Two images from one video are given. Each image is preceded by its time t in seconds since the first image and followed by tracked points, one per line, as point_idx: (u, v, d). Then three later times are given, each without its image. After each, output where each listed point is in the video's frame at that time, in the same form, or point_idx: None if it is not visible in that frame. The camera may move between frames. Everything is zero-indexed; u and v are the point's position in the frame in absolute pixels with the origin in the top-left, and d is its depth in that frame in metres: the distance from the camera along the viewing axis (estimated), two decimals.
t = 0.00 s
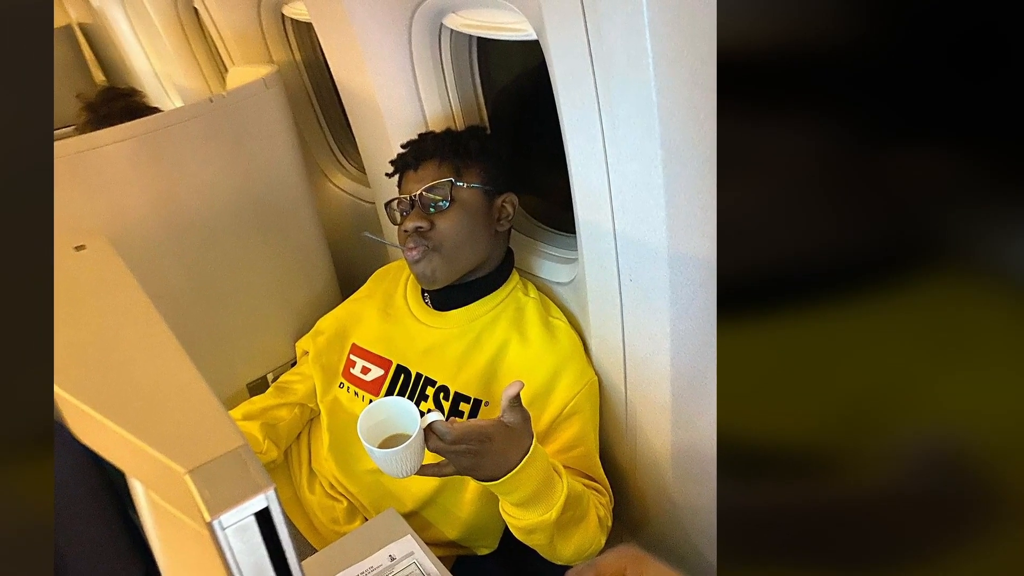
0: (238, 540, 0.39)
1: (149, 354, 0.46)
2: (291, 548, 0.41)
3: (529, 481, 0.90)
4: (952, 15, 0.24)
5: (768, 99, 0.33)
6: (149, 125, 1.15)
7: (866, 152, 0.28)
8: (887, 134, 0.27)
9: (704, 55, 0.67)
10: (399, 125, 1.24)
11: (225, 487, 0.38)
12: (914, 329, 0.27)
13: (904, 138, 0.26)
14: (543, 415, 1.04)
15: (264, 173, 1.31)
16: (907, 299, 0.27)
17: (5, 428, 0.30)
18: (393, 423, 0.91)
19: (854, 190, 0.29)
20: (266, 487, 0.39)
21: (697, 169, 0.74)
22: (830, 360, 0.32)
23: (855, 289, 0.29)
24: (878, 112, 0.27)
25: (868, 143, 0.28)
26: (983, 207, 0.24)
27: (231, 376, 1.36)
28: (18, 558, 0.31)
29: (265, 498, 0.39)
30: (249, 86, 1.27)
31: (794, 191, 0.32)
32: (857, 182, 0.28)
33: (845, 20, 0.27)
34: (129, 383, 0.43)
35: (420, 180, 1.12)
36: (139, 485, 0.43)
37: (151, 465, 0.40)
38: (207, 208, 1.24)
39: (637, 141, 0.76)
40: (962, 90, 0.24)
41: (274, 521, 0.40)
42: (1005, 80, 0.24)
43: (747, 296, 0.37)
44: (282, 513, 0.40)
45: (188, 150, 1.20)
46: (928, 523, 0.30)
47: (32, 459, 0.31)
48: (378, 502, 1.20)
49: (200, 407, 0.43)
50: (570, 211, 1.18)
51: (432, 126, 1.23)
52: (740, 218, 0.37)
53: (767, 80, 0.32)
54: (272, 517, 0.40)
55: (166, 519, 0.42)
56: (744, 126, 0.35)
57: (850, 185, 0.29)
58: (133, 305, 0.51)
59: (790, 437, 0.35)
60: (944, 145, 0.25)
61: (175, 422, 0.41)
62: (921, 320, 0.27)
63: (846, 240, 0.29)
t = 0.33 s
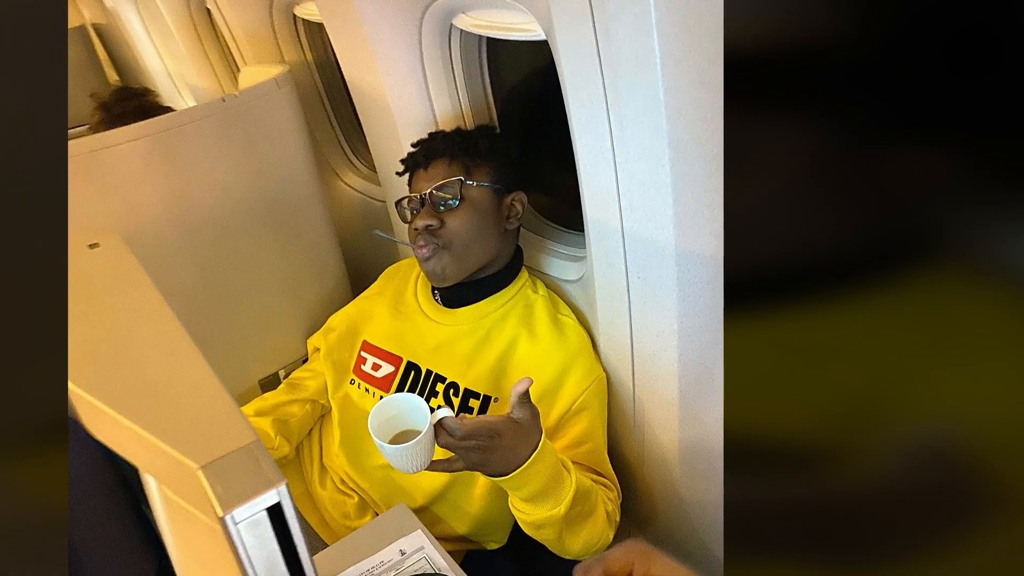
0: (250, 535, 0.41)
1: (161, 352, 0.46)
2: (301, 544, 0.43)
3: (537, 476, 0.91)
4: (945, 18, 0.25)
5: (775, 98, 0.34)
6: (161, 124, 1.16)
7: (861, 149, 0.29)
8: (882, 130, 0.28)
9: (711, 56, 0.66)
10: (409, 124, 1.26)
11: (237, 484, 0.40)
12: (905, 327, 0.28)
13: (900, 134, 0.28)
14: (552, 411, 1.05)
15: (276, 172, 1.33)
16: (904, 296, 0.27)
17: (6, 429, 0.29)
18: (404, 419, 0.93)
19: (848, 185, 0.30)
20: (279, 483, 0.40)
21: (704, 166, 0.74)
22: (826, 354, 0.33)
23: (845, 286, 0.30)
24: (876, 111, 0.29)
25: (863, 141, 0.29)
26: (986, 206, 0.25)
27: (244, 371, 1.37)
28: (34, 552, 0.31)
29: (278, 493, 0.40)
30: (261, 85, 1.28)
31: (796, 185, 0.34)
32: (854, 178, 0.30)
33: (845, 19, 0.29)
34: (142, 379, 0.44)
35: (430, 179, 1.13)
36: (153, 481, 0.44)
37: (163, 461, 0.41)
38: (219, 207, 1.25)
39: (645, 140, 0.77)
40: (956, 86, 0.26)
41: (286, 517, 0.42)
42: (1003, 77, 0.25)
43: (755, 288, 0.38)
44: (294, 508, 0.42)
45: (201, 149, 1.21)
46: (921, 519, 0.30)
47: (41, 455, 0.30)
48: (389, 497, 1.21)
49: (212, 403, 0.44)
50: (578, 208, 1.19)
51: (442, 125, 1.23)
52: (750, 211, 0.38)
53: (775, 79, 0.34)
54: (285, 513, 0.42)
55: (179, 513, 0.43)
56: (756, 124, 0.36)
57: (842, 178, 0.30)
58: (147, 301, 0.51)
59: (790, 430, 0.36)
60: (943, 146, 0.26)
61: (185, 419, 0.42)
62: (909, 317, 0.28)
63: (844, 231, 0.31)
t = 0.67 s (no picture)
0: (261, 530, 0.42)
1: (175, 349, 0.48)
2: (312, 539, 0.45)
3: (546, 471, 0.92)
4: (945, 18, 0.25)
5: (777, 97, 0.35)
6: (174, 124, 1.17)
7: (861, 147, 0.30)
8: (880, 127, 0.29)
9: (719, 56, 0.66)
10: (419, 123, 1.27)
11: (249, 479, 0.41)
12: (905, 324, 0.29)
13: (899, 132, 0.28)
14: (561, 407, 1.07)
15: (288, 171, 1.34)
16: (903, 293, 0.28)
17: (7, 430, 0.30)
18: (414, 415, 0.94)
19: (848, 184, 0.30)
20: (290, 479, 0.41)
21: (710, 166, 0.74)
22: (828, 345, 0.33)
23: (841, 281, 0.31)
24: (876, 111, 0.29)
25: (864, 139, 0.29)
26: (983, 204, 0.25)
27: (256, 367, 1.38)
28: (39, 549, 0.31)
29: (289, 488, 0.41)
30: (274, 84, 1.30)
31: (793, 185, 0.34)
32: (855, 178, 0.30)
33: (844, 18, 0.29)
34: (156, 376, 0.45)
35: (440, 178, 1.14)
36: (166, 476, 0.44)
37: (176, 457, 0.42)
38: (231, 206, 1.27)
39: (653, 139, 0.77)
40: (951, 84, 0.26)
41: (297, 512, 0.43)
42: (1005, 70, 0.25)
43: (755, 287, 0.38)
44: (304, 502, 0.43)
45: (214, 148, 1.23)
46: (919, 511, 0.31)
47: (46, 454, 0.31)
48: (399, 492, 1.22)
49: (224, 399, 0.45)
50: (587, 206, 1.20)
51: (451, 124, 1.25)
52: (751, 207, 0.39)
53: (772, 77, 0.35)
54: (296, 507, 0.43)
55: (190, 508, 0.44)
56: (760, 124, 0.37)
57: (841, 176, 0.31)
58: (159, 300, 0.53)
59: (792, 422, 0.37)
60: (940, 145, 0.26)
61: (195, 415, 0.43)
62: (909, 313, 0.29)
63: (843, 230, 0.31)
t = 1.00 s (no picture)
0: (273, 524, 0.43)
1: (187, 347, 0.49)
2: (323, 533, 0.46)
3: (554, 467, 0.93)
4: (936, 19, 0.27)
5: (784, 97, 0.36)
6: (186, 123, 1.19)
7: (853, 144, 0.31)
8: (875, 125, 0.30)
9: (725, 54, 0.65)
10: (429, 122, 1.28)
11: (261, 476, 0.42)
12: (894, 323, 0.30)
13: (891, 131, 0.29)
14: (569, 403, 1.08)
15: (299, 169, 1.35)
16: (898, 293, 0.29)
17: (7, 429, 0.30)
18: (423, 411, 0.95)
19: (844, 180, 0.32)
20: (301, 474, 0.43)
21: (718, 163, 0.74)
22: (831, 337, 0.34)
23: (841, 274, 0.32)
24: (867, 106, 0.31)
25: (859, 136, 0.31)
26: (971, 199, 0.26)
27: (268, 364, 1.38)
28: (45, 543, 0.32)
29: (300, 484, 0.43)
30: (285, 83, 1.31)
31: (791, 179, 0.37)
32: (851, 175, 0.32)
33: (839, 18, 0.31)
34: (169, 372, 0.47)
35: (450, 177, 1.16)
36: (178, 473, 0.45)
37: (189, 453, 0.44)
38: (243, 204, 1.28)
39: (661, 138, 0.78)
40: (943, 81, 0.27)
41: (308, 507, 0.44)
42: (995, 71, 0.26)
43: (765, 279, 0.40)
44: (314, 498, 0.44)
45: (226, 147, 1.24)
46: (916, 504, 0.32)
47: (61, 447, 0.31)
48: (409, 488, 1.24)
49: (236, 397, 0.46)
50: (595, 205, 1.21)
51: (461, 123, 1.26)
52: (756, 204, 0.41)
53: (776, 78, 0.36)
54: (306, 502, 0.44)
55: (202, 503, 0.45)
56: (760, 124, 0.39)
57: (835, 170, 0.33)
58: (173, 297, 0.53)
59: (802, 411, 0.38)
60: (934, 142, 0.27)
61: (207, 414, 0.45)
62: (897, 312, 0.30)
63: (836, 221, 0.33)
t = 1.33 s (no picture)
0: (284, 519, 0.48)
1: (199, 344, 0.54)
2: (333, 530, 0.52)
3: (562, 462, 0.96)
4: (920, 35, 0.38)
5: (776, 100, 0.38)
6: (198, 121, 1.17)
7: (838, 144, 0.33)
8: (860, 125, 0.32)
9: (733, 55, 0.67)
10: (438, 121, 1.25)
11: (272, 471, 0.47)
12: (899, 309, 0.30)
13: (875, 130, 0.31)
14: (576, 400, 1.11)
15: (309, 168, 1.34)
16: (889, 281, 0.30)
17: None
18: (433, 407, 0.96)
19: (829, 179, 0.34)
20: (311, 471, 0.48)
21: (724, 162, 0.75)
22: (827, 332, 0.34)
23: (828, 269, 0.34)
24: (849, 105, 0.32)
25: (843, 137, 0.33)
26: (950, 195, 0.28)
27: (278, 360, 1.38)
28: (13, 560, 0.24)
29: (310, 480, 0.48)
30: (295, 82, 1.26)
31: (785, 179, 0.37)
32: (850, 175, 0.55)
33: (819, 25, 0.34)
34: (180, 368, 0.52)
35: (460, 176, 1.18)
36: (191, 468, 0.53)
37: (203, 447, 0.49)
38: (255, 202, 1.29)
39: (668, 137, 0.79)
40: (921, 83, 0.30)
41: (318, 503, 0.49)
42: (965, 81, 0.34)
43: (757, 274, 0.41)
44: (325, 494, 0.49)
45: (238, 146, 1.24)
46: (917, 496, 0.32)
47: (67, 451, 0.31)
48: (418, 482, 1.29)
49: (250, 391, 0.52)
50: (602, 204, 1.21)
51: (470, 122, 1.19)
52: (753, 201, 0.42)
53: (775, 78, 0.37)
54: (317, 497, 0.49)
55: (215, 495, 0.52)
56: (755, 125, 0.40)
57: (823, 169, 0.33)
58: (185, 295, 0.58)
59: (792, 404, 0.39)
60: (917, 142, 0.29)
61: (219, 410, 0.50)
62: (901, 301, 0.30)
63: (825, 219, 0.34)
